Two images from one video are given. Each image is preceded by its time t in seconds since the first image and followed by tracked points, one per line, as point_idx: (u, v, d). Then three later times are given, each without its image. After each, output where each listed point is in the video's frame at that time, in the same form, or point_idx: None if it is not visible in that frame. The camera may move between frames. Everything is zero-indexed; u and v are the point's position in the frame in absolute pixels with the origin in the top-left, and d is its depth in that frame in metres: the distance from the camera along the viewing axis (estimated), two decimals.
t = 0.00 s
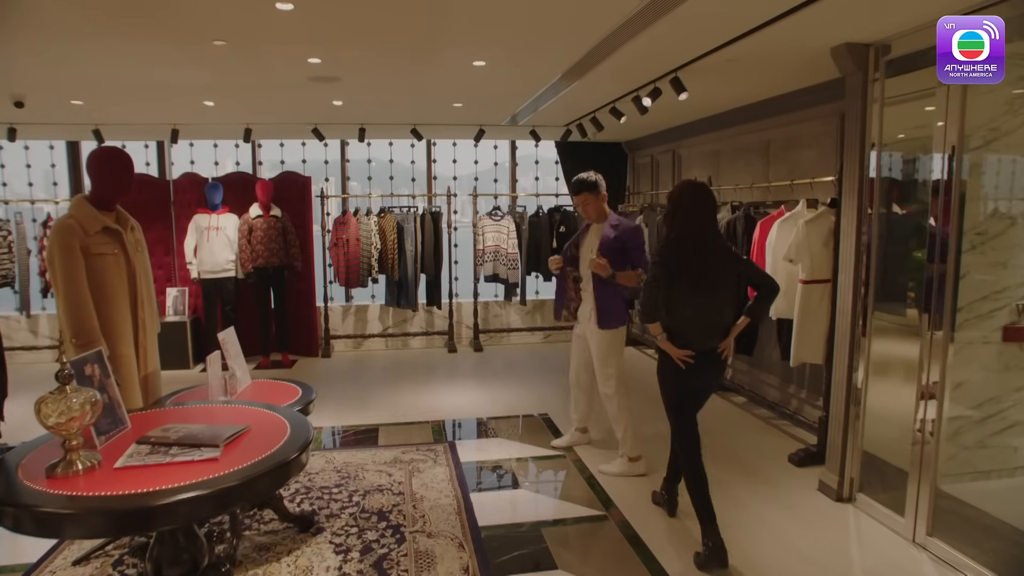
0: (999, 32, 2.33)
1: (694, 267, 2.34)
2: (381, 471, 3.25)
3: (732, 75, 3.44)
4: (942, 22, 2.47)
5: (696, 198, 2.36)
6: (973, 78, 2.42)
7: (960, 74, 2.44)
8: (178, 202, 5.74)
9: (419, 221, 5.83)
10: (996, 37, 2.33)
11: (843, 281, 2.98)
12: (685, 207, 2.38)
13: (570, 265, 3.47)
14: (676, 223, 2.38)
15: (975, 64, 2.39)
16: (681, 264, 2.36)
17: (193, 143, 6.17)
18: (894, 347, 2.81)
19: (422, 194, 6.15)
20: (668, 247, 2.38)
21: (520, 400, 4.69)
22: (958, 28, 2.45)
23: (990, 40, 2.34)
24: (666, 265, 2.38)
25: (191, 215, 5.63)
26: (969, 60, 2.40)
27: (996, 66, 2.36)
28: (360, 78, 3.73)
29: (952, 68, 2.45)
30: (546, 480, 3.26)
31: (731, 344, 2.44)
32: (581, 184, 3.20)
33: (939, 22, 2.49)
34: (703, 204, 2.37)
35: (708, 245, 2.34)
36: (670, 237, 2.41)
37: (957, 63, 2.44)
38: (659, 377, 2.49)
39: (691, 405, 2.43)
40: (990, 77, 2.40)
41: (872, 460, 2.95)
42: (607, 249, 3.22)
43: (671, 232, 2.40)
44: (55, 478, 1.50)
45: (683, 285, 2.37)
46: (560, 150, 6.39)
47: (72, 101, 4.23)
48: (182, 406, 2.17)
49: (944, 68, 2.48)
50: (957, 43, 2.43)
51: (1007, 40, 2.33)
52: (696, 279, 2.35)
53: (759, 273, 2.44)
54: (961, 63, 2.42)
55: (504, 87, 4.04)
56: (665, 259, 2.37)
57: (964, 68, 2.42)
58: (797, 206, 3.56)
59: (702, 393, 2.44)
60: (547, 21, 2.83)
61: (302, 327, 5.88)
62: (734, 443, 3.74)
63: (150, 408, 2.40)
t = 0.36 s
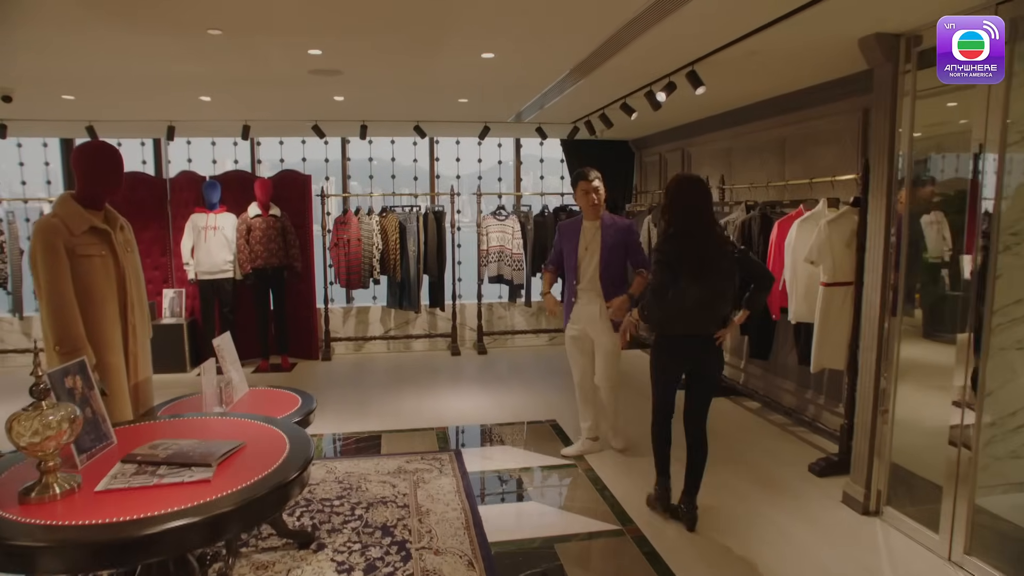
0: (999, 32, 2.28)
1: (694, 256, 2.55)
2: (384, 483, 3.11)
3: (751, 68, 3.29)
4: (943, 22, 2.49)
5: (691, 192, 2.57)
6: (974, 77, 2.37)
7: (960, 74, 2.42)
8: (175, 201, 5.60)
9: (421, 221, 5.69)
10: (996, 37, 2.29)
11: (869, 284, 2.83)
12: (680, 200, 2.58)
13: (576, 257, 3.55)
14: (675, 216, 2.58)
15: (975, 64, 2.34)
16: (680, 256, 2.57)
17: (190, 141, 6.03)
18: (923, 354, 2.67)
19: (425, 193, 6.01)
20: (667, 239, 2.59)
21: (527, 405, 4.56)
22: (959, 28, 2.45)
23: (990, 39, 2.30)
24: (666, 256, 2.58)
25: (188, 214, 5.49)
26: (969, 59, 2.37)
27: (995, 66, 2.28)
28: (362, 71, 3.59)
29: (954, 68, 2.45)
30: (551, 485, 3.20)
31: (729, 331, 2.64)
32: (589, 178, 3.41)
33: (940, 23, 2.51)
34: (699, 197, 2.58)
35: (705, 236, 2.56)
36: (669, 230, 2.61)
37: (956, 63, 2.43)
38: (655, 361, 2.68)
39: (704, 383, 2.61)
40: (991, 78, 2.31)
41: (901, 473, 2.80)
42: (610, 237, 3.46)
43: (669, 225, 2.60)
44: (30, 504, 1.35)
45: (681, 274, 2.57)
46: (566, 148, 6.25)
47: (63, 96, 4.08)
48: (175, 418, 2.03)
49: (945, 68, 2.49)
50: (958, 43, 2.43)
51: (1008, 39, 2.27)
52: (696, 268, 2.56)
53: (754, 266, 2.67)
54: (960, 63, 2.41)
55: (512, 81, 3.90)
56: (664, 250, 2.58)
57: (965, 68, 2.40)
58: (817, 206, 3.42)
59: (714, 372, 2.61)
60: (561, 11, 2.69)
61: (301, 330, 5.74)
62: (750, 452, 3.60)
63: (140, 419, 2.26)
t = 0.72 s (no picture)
0: (999, 32, 2.32)
1: (684, 264, 2.57)
2: (393, 496, 2.97)
3: (778, 59, 3.14)
4: (942, 23, 2.51)
5: (686, 202, 2.57)
6: (974, 77, 2.41)
7: (959, 74, 2.44)
8: (174, 201, 5.46)
9: (427, 221, 5.55)
10: (996, 37, 2.32)
11: (905, 289, 2.68)
12: (676, 209, 2.59)
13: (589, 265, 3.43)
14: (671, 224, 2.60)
15: (975, 64, 2.37)
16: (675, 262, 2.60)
17: (190, 140, 5.89)
18: (963, 362, 2.52)
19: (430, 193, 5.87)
20: (662, 246, 2.62)
21: (537, 411, 4.42)
22: (957, 28, 2.46)
23: (990, 39, 2.33)
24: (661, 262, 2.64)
25: (188, 215, 5.35)
26: (969, 59, 2.39)
27: (996, 66, 2.33)
28: (369, 65, 3.44)
29: (952, 68, 2.46)
30: (559, 492, 3.12)
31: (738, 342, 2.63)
32: (615, 183, 3.35)
33: (939, 23, 2.52)
34: (695, 207, 2.58)
35: (701, 244, 2.56)
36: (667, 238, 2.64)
37: (955, 63, 2.45)
38: (659, 359, 2.72)
39: (701, 388, 2.56)
40: (990, 78, 2.37)
41: (939, 487, 2.66)
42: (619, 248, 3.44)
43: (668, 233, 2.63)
44: (9, 540, 1.21)
45: (675, 281, 2.60)
46: (574, 146, 6.12)
47: (57, 92, 3.93)
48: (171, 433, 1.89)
49: (943, 68, 2.49)
50: (958, 43, 2.44)
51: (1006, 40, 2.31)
52: (685, 275, 2.58)
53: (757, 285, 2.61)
54: (960, 63, 2.43)
55: (523, 75, 3.75)
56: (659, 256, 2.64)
57: (964, 68, 2.42)
58: (843, 206, 3.29)
59: (709, 377, 2.58)
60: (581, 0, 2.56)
61: (303, 333, 5.60)
62: (774, 461, 3.46)
63: (136, 432, 2.12)
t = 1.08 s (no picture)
0: (999, 32, 2.37)
1: (683, 255, 2.77)
2: (398, 508, 2.84)
3: (800, 53, 3.01)
4: (943, 22, 2.50)
5: (688, 198, 2.76)
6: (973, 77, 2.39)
7: (960, 74, 2.41)
8: (173, 200, 5.34)
9: (432, 221, 5.43)
10: (995, 37, 2.38)
11: (939, 293, 2.55)
12: (677, 204, 2.77)
13: (599, 259, 3.34)
14: (673, 219, 2.79)
15: (976, 63, 2.38)
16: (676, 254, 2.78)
17: (189, 138, 5.78)
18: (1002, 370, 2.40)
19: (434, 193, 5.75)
20: (665, 239, 2.81)
21: (546, 417, 4.29)
22: (958, 28, 2.49)
23: (990, 40, 2.39)
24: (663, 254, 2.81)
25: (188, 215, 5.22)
26: (969, 59, 2.41)
27: (996, 66, 2.35)
28: (372, 58, 3.31)
29: (953, 68, 2.43)
30: (567, 500, 3.02)
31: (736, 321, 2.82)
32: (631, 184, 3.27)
33: (939, 22, 2.51)
34: (695, 203, 2.77)
35: (697, 235, 2.77)
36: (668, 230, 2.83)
37: (956, 63, 2.44)
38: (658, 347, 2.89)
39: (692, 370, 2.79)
40: (989, 78, 2.38)
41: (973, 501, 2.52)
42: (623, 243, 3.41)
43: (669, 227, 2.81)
44: None
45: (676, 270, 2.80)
46: (582, 145, 6.00)
47: (51, 87, 3.80)
48: (166, 447, 1.77)
49: (943, 68, 2.46)
50: (957, 43, 2.48)
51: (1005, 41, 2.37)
52: (683, 266, 2.78)
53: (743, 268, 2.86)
54: (960, 63, 2.42)
55: (533, 70, 3.62)
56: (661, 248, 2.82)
57: (965, 68, 2.40)
58: (867, 206, 3.16)
59: (697, 360, 2.82)
60: None
61: (305, 335, 5.48)
62: (793, 471, 3.32)
63: (128, 446, 2.00)
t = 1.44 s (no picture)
0: (999, 32, 2.32)
1: (686, 255, 2.86)
2: (402, 521, 2.72)
3: (822, 46, 2.88)
4: (943, 23, 2.54)
5: (693, 200, 2.83)
6: (975, 75, 2.41)
7: (958, 71, 2.58)
8: (170, 200, 5.19)
9: (434, 221, 5.30)
10: (996, 37, 2.32)
11: (972, 295, 2.43)
12: (682, 207, 2.84)
13: (596, 261, 3.25)
14: (677, 221, 2.86)
15: (978, 62, 2.39)
16: (677, 254, 2.87)
17: (186, 136, 5.65)
18: None
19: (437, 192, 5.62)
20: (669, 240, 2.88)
21: (553, 423, 4.17)
22: (958, 28, 2.50)
23: (991, 39, 2.34)
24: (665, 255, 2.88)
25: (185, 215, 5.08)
26: (970, 58, 2.46)
27: (996, 66, 2.30)
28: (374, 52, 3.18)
29: (953, 66, 2.63)
30: (578, 512, 2.89)
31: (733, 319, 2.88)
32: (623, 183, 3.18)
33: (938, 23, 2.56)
34: (699, 205, 2.84)
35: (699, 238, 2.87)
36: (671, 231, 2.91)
37: (955, 62, 2.61)
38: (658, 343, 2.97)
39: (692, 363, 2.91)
40: (991, 78, 2.33)
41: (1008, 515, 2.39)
42: (618, 241, 3.32)
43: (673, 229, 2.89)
44: None
45: (678, 271, 2.87)
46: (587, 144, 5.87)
47: (41, 83, 3.67)
48: (156, 463, 1.64)
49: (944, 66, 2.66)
50: (958, 43, 2.52)
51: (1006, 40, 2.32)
52: (684, 266, 2.86)
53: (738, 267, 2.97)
54: (958, 62, 2.58)
55: (542, 66, 3.48)
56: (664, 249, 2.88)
57: (964, 65, 2.53)
58: (890, 205, 3.04)
59: (695, 355, 2.93)
60: None
61: (305, 338, 5.35)
62: (813, 480, 3.19)
63: (117, 461, 1.87)
